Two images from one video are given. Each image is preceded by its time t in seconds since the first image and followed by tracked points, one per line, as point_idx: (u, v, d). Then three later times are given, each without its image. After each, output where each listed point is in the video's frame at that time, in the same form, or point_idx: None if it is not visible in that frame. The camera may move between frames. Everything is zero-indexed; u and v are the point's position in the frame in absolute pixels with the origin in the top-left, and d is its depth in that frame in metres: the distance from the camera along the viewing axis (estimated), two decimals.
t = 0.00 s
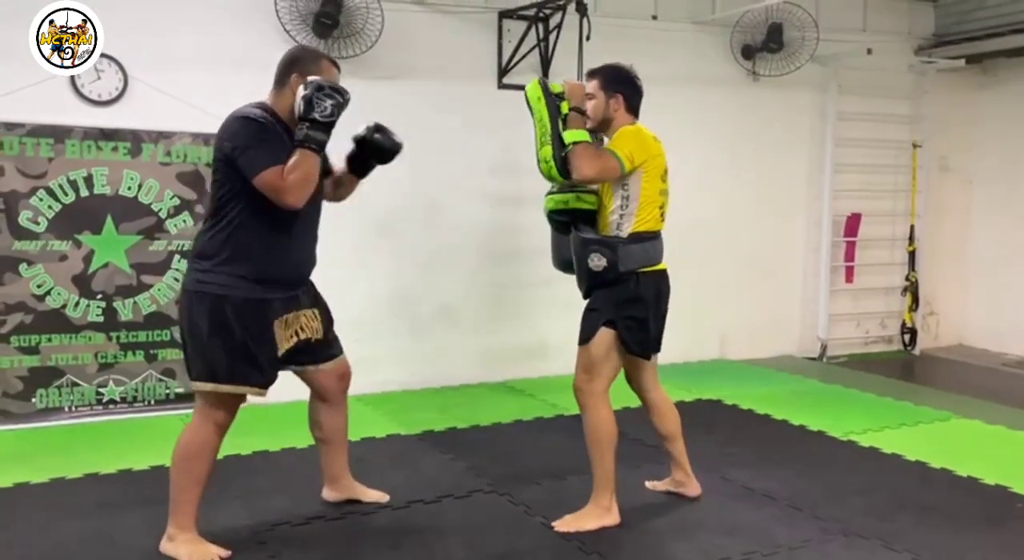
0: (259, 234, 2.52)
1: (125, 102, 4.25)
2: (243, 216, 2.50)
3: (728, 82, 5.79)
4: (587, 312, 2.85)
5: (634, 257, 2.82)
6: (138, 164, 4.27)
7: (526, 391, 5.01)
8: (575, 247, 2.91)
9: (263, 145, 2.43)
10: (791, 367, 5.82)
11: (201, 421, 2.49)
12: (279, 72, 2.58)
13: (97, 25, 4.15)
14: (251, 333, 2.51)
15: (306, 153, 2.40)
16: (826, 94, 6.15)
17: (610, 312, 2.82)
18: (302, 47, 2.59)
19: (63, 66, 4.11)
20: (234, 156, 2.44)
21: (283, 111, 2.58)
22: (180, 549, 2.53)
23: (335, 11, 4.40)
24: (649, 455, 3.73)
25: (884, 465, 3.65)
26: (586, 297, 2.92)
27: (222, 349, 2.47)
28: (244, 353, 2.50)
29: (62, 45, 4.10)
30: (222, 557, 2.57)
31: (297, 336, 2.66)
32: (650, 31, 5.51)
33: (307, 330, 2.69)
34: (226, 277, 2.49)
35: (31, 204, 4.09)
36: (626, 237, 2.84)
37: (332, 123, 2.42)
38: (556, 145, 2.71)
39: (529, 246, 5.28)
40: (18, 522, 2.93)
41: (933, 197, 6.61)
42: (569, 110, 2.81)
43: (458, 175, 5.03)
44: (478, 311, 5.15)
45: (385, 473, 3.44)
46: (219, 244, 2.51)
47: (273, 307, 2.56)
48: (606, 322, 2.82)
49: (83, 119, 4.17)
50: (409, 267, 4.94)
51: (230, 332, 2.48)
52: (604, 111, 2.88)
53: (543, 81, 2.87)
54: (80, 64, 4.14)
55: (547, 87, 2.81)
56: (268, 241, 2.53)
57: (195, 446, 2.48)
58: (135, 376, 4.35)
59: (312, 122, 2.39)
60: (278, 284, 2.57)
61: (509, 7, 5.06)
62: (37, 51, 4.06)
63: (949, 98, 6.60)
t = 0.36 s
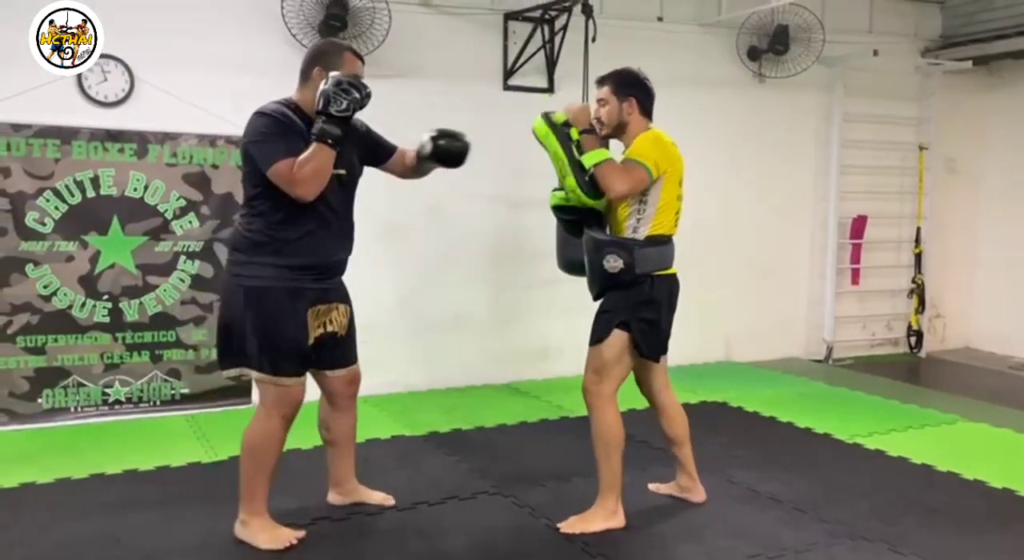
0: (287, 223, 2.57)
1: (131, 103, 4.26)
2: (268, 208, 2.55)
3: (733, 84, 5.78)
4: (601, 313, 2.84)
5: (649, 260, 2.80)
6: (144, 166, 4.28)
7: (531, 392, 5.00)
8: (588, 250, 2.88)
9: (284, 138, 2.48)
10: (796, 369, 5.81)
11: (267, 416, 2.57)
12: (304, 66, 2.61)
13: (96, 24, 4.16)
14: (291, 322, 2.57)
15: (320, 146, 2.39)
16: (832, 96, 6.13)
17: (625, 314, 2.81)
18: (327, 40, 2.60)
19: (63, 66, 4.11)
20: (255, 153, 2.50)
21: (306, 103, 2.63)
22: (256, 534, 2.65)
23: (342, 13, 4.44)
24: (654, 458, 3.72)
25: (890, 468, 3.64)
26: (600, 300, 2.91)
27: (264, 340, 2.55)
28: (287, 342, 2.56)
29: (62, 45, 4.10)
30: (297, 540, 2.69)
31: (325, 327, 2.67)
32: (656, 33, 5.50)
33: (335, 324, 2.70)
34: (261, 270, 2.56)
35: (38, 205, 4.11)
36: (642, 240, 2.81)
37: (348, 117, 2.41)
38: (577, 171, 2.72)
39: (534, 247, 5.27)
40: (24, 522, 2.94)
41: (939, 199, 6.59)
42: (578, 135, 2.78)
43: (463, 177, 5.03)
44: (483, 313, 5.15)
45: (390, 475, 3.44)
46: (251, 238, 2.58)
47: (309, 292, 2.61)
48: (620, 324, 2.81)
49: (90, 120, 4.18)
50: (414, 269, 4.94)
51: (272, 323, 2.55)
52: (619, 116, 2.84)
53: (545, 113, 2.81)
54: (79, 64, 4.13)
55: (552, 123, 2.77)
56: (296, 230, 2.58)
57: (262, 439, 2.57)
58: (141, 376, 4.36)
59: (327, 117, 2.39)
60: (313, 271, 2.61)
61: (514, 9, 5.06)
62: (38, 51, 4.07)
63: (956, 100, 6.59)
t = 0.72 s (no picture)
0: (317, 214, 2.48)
1: (137, 105, 4.27)
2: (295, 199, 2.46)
3: (738, 86, 5.77)
4: (623, 316, 2.83)
5: (674, 264, 2.81)
6: (150, 167, 4.29)
7: (535, 394, 5.00)
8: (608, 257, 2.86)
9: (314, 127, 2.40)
10: (802, 372, 5.79)
11: (290, 413, 2.53)
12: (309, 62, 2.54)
13: (96, 25, 4.16)
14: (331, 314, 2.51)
15: (358, 144, 2.37)
16: (838, 98, 6.12)
17: (651, 318, 2.81)
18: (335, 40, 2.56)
19: (63, 66, 4.11)
20: (284, 143, 2.40)
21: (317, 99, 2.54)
22: (267, 535, 2.62)
23: (349, 15, 4.44)
24: (659, 460, 3.72)
25: (896, 471, 3.62)
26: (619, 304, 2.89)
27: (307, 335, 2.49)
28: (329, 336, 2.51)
29: (62, 45, 4.11)
30: (304, 547, 2.65)
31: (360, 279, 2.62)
32: (661, 35, 5.50)
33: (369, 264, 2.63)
34: (301, 265, 2.48)
35: (44, 206, 4.12)
36: (668, 243, 2.80)
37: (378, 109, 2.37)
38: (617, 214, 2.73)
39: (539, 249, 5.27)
40: (30, 522, 2.94)
41: (946, 201, 6.57)
42: (600, 174, 2.76)
43: (469, 179, 5.03)
44: (488, 314, 5.15)
45: (394, 476, 3.44)
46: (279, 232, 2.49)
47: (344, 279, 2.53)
48: (643, 328, 2.81)
49: (96, 122, 4.19)
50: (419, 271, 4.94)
51: (313, 319, 2.48)
52: (628, 121, 2.83)
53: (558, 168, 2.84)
54: (79, 64, 4.14)
55: (567, 174, 2.79)
56: (326, 219, 2.49)
57: (283, 438, 2.53)
58: (146, 377, 4.37)
59: (358, 110, 2.35)
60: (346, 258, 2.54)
61: (519, 11, 5.06)
62: (39, 52, 4.08)
63: (962, 102, 6.57)
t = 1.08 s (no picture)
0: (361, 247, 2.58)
1: (142, 106, 4.28)
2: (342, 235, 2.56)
3: (742, 88, 5.77)
4: (625, 318, 2.82)
5: (678, 268, 2.81)
6: (155, 168, 4.30)
7: (539, 396, 4.99)
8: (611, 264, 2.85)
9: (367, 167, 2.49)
10: (806, 375, 5.77)
11: (319, 431, 2.53)
12: (365, 101, 2.63)
13: (97, 25, 4.17)
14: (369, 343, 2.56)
15: (392, 181, 2.43)
16: (843, 100, 6.11)
17: (653, 321, 2.80)
18: (387, 79, 2.65)
19: (63, 66, 4.12)
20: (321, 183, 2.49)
21: (366, 136, 2.62)
22: (266, 540, 2.63)
23: (355, 17, 4.44)
24: (663, 462, 3.72)
25: (901, 474, 3.61)
26: (620, 307, 2.88)
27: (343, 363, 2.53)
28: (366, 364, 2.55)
29: (62, 45, 4.12)
30: (304, 548, 2.66)
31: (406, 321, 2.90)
32: (665, 37, 5.50)
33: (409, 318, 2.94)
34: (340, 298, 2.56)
35: (49, 206, 4.13)
36: (673, 247, 2.81)
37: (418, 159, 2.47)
38: (627, 227, 2.72)
39: (542, 251, 5.27)
40: (33, 522, 2.95)
41: (950, 204, 6.56)
42: (614, 185, 2.73)
43: (473, 181, 5.03)
44: (492, 316, 5.15)
45: (397, 478, 3.45)
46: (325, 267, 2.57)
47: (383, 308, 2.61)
48: (646, 331, 2.80)
49: (101, 123, 4.20)
50: (423, 272, 4.95)
51: (349, 349, 2.53)
52: (630, 128, 2.82)
53: (575, 174, 2.82)
54: (80, 64, 4.14)
55: (584, 183, 2.77)
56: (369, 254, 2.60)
57: (307, 453, 2.52)
58: (150, 378, 4.37)
59: (401, 154, 2.45)
60: (381, 291, 2.62)
61: (523, 13, 5.07)
62: (38, 52, 4.08)
63: (967, 105, 6.56)
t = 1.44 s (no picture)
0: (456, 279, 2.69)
1: (145, 107, 4.28)
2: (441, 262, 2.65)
3: (744, 89, 5.77)
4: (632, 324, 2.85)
5: (686, 278, 2.82)
6: (158, 169, 4.30)
7: (541, 397, 5.00)
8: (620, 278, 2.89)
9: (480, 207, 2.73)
10: (807, 377, 5.77)
11: (374, 440, 2.59)
12: (447, 139, 2.84)
13: (97, 24, 4.17)
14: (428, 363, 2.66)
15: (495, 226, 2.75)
16: (845, 102, 6.11)
17: (656, 326, 2.80)
18: (461, 120, 2.86)
19: (64, 66, 4.12)
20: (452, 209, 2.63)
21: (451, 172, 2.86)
22: (278, 524, 2.64)
23: (360, 18, 4.46)
24: (665, 463, 3.72)
25: (903, 476, 3.61)
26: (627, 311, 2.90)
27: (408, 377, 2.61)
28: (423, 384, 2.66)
29: (63, 45, 4.12)
30: (310, 549, 2.68)
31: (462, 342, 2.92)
32: (667, 39, 5.50)
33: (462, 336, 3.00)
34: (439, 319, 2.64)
35: (52, 207, 4.14)
36: (681, 258, 2.82)
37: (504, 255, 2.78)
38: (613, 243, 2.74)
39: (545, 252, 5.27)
40: (36, 522, 2.95)
41: (952, 206, 6.56)
42: (606, 201, 2.71)
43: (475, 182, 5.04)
44: (494, 317, 5.16)
45: (399, 478, 3.45)
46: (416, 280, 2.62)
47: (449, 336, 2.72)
48: (648, 337, 2.80)
49: (105, 124, 4.21)
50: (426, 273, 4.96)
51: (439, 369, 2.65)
52: (626, 150, 2.82)
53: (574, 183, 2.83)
54: (79, 64, 4.15)
55: (579, 194, 2.79)
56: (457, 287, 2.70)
57: (354, 457, 2.58)
58: (152, 378, 4.38)
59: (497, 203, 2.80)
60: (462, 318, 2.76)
61: (526, 14, 5.08)
62: (38, 52, 4.08)
63: (969, 107, 6.56)
